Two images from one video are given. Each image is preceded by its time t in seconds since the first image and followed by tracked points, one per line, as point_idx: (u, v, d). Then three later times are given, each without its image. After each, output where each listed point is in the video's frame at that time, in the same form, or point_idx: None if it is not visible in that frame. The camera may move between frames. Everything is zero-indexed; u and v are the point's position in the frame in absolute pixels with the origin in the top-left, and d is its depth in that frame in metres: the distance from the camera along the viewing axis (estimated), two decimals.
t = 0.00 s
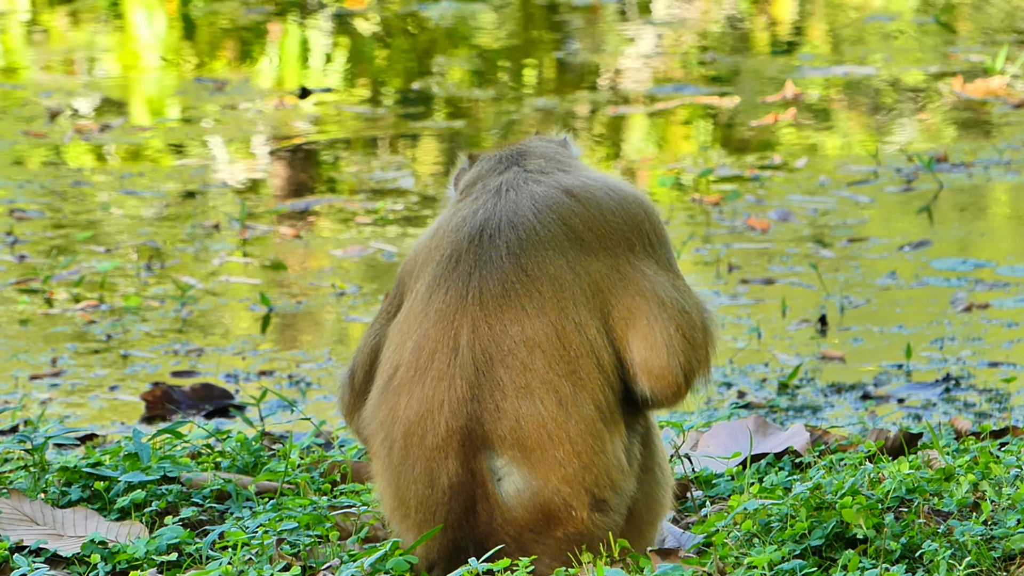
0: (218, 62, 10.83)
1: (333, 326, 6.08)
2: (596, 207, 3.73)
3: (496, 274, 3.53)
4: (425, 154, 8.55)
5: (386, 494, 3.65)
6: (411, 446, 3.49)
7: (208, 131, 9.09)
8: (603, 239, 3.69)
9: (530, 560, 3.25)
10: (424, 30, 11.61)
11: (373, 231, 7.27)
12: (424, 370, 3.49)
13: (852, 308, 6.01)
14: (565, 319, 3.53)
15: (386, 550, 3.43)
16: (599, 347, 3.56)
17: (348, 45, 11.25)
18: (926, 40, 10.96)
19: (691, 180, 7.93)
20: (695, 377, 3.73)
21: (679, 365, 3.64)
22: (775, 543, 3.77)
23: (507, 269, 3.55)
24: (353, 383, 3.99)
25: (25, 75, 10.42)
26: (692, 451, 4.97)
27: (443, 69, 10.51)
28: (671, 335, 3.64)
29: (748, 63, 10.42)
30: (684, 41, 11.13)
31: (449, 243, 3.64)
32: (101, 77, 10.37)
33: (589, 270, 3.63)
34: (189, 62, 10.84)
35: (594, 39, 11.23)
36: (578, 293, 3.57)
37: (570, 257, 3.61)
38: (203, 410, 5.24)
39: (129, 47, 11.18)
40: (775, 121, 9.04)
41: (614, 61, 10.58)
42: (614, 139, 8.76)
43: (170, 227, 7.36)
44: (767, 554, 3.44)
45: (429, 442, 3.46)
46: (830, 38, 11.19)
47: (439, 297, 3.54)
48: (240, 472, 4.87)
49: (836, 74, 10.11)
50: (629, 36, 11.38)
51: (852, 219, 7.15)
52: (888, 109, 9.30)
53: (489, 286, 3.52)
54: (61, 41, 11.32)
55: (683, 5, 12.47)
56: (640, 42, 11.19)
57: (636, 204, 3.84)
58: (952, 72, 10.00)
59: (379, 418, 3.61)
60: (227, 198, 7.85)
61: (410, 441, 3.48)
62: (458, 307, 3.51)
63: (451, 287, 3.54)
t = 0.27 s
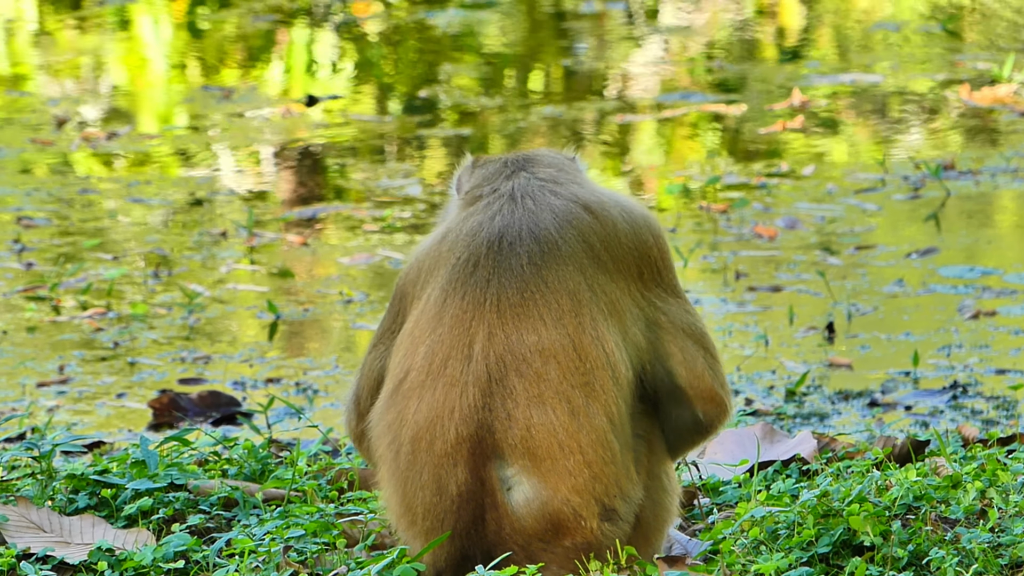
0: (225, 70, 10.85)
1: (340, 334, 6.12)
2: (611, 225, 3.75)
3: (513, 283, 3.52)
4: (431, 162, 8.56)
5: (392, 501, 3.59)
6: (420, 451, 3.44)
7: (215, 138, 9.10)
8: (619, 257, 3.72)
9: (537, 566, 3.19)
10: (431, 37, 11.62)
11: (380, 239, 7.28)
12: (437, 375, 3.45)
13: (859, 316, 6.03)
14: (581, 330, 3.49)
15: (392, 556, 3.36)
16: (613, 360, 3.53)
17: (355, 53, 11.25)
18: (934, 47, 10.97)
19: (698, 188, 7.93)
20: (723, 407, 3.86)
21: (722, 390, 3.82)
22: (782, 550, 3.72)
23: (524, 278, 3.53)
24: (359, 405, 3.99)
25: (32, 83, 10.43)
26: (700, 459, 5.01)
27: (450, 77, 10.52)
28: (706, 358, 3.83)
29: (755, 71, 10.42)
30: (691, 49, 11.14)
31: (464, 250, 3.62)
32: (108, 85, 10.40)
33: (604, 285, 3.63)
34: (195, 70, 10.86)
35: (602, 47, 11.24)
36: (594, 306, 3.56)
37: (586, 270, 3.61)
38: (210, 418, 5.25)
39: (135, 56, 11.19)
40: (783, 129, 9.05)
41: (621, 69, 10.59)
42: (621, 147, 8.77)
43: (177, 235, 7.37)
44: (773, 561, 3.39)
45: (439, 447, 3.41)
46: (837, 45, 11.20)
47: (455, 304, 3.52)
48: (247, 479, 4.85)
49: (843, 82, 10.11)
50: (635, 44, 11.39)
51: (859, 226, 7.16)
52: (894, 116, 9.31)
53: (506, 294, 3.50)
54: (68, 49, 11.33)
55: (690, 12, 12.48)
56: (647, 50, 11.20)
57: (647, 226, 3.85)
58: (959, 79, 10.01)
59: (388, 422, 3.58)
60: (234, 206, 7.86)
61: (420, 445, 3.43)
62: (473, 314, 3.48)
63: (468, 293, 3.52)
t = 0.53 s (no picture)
0: (229, 75, 10.86)
1: (343, 339, 6.13)
2: (612, 231, 3.72)
3: (514, 287, 3.49)
4: (435, 167, 8.56)
5: (396, 506, 3.57)
6: (423, 456, 3.42)
7: (219, 144, 9.10)
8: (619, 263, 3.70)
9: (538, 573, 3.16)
10: (434, 44, 11.63)
11: (384, 244, 7.29)
12: (439, 380, 3.43)
13: (863, 322, 6.05)
14: (583, 334, 3.47)
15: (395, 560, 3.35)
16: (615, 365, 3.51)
17: (358, 59, 11.26)
18: (937, 53, 10.97)
19: (702, 194, 7.94)
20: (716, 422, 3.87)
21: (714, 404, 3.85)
22: (785, 556, 3.69)
23: (525, 282, 3.50)
24: (362, 414, 3.99)
25: (36, 88, 10.45)
26: (703, 464, 4.98)
27: (453, 82, 10.52)
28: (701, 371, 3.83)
29: (759, 77, 10.43)
30: (695, 55, 11.15)
31: (466, 254, 3.59)
32: (112, 91, 10.41)
33: (605, 290, 3.60)
34: (199, 75, 10.86)
35: (606, 53, 11.25)
36: (596, 311, 3.53)
37: (587, 274, 3.58)
38: (214, 423, 5.26)
39: (139, 61, 11.19)
40: (787, 135, 9.06)
41: (625, 76, 10.60)
42: (625, 153, 8.78)
43: (181, 240, 7.38)
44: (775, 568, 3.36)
45: (441, 451, 3.39)
46: (841, 51, 11.21)
47: (456, 308, 3.49)
48: (250, 485, 4.84)
49: (847, 88, 10.12)
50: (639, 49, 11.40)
51: (863, 232, 7.17)
52: (898, 122, 9.31)
53: (508, 298, 3.47)
54: (72, 53, 11.34)
55: (693, 19, 12.49)
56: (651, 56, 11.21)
57: (649, 235, 3.83)
58: (963, 86, 10.01)
59: (391, 427, 3.55)
60: (237, 211, 7.86)
61: (422, 450, 3.41)
62: (475, 319, 3.46)
63: (469, 297, 3.49)
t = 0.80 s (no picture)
0: (231, 79, 10.86)
1: (345, 342, 6.13)
2: (607, 228, 3.69)
3: (507, 291, 3.47)
4: (436, 171, 8.56)
5: (397, 512, 3.58)
6: (422, 463, 3.42)
7: (220, 148, 9.11)
8: (615, 260, 3.64)
9: None
10: (436, 48, 11.63)
11: (385, 248, 7.29)
12: (435, 388, 3.42)
13: (864, 326, 6.05)
14: (577, 336, 3.46)
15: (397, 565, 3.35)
16: (610, 365, 3.49)
17: (360, 63, 11.26)
18: (939, 58, 10.98)
19: (704, 199, 7.94)
20: (712, 410, 3.71)
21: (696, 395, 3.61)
22: (786, 561, 3.68)
23: (518, 286, 3.48)
24: (364, 411, 3.94)
25: (38, 92, 10.45)
26: (704, 468, 4.97)
27: (455, 87, 10.53)
28: (691, 366, 3.62)
29: (761, 81, 10.43)
30: (696, 60, 11.15)
31: (460, 260, 3.58)
32: (113, 95, 10.41)
33: (600, 288, 3.57)
34: (200, 79, 10.86)
35: (608, 57, 11.25)
36: (591, 312, 3.51)
37: (581, 275, 3.55)
38: (215, 427, 5.26)
39: (141, 64, 11.20)
40: (790, 139, 9.06)
41: (627, 80, 10.60)
42: (626, 157, 8.78)
43: (182, 244, 7.38)
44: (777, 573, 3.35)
45: (440, 459, 3.38)
46: (842, 56, 11.21)
47: (450, 315, 3.48)
48: (251, 489, 4.83)
49: (849, 92, 10.11)
50: (640, 54, 11.40)
51: (864, 236, 7.18)
52: (900, 126, 9.32)
53: (501, 303, 3.46)
54: (74, 57, 11.34)
55: (695, 23, 12.50)
56: (653, 60, 11.21)
57: (647, 229, 3.78)
58: (965, 90, 10.01)
59: (390, 435, 3.54)
60: (239, 215, 7.85)
61: (421, 458, 3.41)
62: (468, 325, 3.44)
63: (462, 304, 3.48)
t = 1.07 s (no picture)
0: (232, 83, 10.87)
1: (346, 347, 6.13)
2: (601, 235, 3.69)
3: (502, 298, 3.48)
4: (437, 174, 8.56)
5: (397, 520, 3.58)
6: (420, 472, 3.42)
7: (221, 151, 9.11)
8: (609, 265, 3.64)
9: None
10: (437, 52, 11.63)
11: (386, 253, 7.29)
12: (432, 397, 3.42)
13: (865, 330, 6.06)
14: (573, 341, 3.46)
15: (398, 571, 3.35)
16: (606, 370, 3.49)
17: (361, 67, 11.26)
18: (940, 62, 10.97)
19: (705, 203, 7.94)
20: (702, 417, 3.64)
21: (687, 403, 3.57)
22: (787, 565, 3.68)
23: (513, 293, 3.49)
24: (363, 418, 3.94)
25: (39, 96, 10.46)
26: (704, 472, 4.97)
27: (456, 90, 10.53)
28: (682, 372, 3.58)
29: (762, 85, 10.43)
30: (697, 64, 11.15)
31: (455, 268, 3.58)
32: (114, 99, 10.42)
33: (596, 294, 3.57)
34: (201, 83, 10.87)
35: (609, 61, 11.26)
36: (586, 318, 3.51)
37: (576, 281, 3.55)
38: (215, 431, 5.26)
39: (142, 68, 11.20)
40: (791, 143, 9.07)
41: (628, 84, 10.60)
42: (627, 161, 8.78)
43: (183, 248, 7.38)
44: None
45: (438, 467, 3.38)
46: (843, 59, 11.21)
47: (446, 323, 3.48)
48: (252, 492, 4.82)
49: (850, 96, 10.11)
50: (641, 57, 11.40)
51: (865, 241, 7.18)
52: (901, 130, 9.32)
53: (496, 311, 3.46)
54: (75, 61, 11.35)
55: (696, 27, 12.50)
56: (654, 64, 11.21)
57: (641, 235, 3.78)
58: (966, 93, 10.01)
59: (389, 444, 3.55)
60: (240, 219, 7.86)
61: (419, 466, 3.41)
62: (464, 333, 3.44)
63: (458, 312, 3.48)
